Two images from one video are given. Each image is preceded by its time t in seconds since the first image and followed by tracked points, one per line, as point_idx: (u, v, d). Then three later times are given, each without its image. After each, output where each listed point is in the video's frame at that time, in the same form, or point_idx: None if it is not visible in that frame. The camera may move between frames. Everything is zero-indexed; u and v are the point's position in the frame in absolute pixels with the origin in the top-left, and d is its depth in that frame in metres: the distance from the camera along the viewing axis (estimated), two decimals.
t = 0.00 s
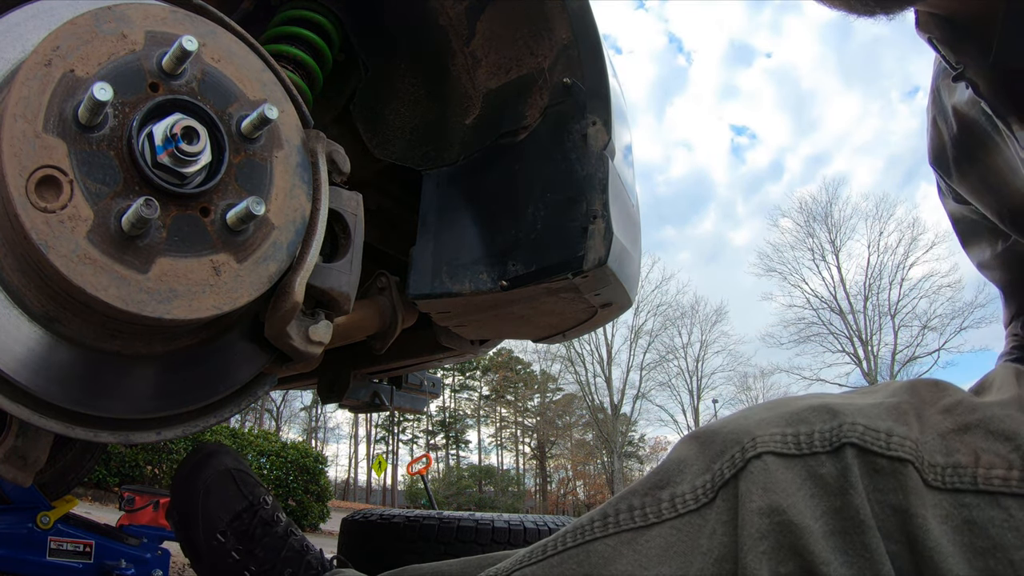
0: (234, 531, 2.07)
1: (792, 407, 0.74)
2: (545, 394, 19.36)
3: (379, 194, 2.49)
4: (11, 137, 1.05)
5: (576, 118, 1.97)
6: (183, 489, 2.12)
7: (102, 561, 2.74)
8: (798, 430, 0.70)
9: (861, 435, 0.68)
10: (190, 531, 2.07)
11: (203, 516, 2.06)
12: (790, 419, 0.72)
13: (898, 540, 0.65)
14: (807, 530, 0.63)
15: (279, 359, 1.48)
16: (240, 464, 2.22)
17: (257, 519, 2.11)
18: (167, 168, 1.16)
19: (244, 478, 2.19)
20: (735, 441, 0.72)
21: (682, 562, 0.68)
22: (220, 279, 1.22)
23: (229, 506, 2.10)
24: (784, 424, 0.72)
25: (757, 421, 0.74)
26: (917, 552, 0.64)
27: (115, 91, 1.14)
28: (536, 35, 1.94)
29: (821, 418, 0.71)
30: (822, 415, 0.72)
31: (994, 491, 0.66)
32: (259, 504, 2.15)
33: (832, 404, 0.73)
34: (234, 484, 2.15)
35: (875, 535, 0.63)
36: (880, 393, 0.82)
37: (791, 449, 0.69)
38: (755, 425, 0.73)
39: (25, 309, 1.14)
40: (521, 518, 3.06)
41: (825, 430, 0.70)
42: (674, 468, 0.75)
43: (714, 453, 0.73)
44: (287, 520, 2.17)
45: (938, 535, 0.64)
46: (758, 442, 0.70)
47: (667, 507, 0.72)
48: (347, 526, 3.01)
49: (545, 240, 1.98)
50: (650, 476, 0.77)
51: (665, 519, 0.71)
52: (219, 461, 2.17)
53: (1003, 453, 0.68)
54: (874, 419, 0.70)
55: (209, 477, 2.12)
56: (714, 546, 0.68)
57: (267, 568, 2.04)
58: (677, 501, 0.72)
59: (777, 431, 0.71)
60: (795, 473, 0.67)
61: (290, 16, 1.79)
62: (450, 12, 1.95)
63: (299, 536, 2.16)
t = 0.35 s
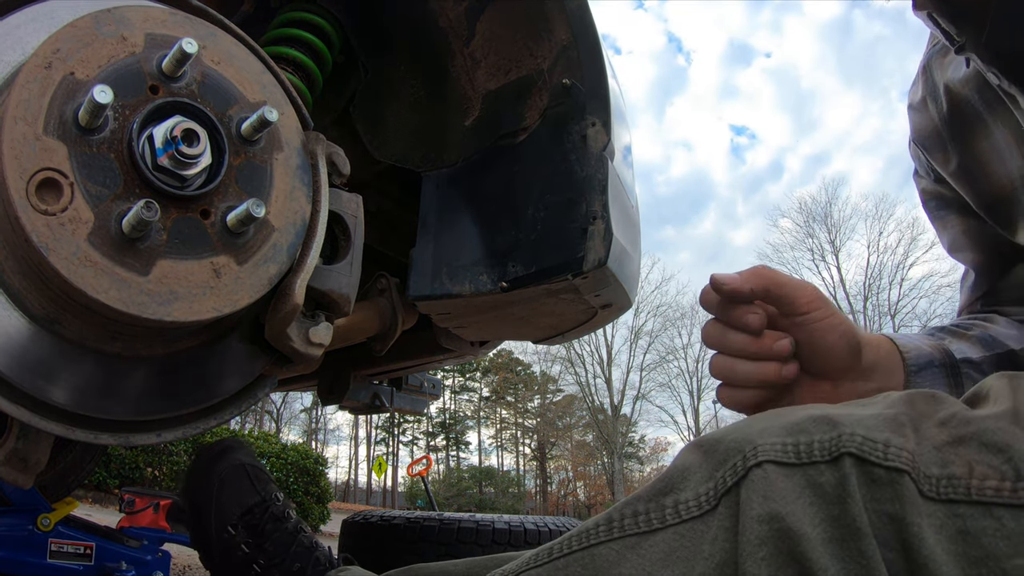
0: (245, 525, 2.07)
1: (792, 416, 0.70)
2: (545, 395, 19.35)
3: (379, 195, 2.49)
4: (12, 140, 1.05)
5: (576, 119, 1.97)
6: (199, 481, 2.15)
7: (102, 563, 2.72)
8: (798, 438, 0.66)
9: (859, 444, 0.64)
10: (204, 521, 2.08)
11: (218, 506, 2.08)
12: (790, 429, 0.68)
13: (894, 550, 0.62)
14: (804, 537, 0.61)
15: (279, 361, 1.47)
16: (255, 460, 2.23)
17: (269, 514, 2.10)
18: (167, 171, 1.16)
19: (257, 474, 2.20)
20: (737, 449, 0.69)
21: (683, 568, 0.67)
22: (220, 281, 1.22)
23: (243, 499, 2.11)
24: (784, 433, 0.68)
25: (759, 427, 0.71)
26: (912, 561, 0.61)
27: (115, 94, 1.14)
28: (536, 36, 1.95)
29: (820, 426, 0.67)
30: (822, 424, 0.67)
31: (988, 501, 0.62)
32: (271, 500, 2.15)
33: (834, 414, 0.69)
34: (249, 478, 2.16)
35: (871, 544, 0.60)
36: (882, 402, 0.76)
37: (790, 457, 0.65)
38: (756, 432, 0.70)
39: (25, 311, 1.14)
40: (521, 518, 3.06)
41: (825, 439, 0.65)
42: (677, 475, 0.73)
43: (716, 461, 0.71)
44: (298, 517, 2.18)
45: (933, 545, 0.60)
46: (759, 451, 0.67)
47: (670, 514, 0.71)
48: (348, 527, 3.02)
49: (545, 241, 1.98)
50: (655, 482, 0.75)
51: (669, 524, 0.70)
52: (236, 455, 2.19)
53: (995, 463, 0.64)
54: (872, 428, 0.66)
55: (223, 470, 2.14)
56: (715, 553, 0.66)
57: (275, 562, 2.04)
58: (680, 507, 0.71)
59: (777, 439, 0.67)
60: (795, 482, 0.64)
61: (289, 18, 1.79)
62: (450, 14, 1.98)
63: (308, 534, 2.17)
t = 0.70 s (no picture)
0: (272, 512, 2.17)
1: (795, 458, 0.75)
2: (545, 395, 19.33)
3: (376, 198, 2.48)
4: (5, 149, 1.05)
5: (570, 118, 1.97)
6: (233, 470, 2.26)
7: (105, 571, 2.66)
8: (799, 482, 0.70)
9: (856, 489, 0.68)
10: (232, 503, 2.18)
11: (248, 488, 2.19)
12: (792, 472, 0.72)
13: None
14: None
15: (278, 366, 1.46)
16: (286, 455, 2.34)
17: (293, 504, 2.20)
18: (161, 177, 1.15)
19: (288, 468, 2.31)
20: (742, 489, 0.74)
21: None
22: (217, 287, 1.21)
23: (270, 486, 2.21)
24: (786, 476, 0.72)
25: (761, 469, 0.75)
26: None
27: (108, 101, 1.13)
28: (528, 35, 1.94)
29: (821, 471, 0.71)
30: (822, 469, 0.71)
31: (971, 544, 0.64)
32: (297, 493, 2.25)
33: (833, 456, 0.73)
34: (277, 469, 2.26)
35: None
36: (879, 446, 0.85)
37: (791, 500, 0.69)
38: (760, 472, 0.74)
39: (21, 321, 1.14)
40: (524, 519, 3.05)
41: (824, 484, 0.69)
42: (683, 507, 0.78)
43: (721, 497, 0.75)
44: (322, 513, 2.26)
45: None
46: (761, 493, 0.71)
47: (672, 544, 0.77)
48: (352, 532, 3.04)
49: (543, 241, 1.98)
50: (660, 513, 0.80)
51: (672, 555, 0.76)
52: (267, 447, 2.31)
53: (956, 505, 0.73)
54: (871, 472, 0.70)
55: (257, 460, 2.25)
56: None
57: (296, 545, 2.11)
58: (684, 539, 0.76)
59: (778, 482, 0.72)
60: (793, 522, 0.68)
61: (282, 22, 1.79)
62: (443, 15, 1.96)
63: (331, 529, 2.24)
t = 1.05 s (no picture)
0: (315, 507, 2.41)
1: (786, 502, 1.03)
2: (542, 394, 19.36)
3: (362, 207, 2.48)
4: None
5: (554, 124, 1.99)
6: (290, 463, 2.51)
7: None
8: (789, 524, 1.00)
9: (838, 531, 0.96)
10: (280, 496, 2.42)
11: (297, 488, 2.42)
12: (783, 514, 1.01)
13: None
14: None
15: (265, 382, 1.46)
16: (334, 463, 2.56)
17: (338, 509, 2.43)
18: (139, 201, 1.15)
19: (337, 473, 2.54)
20: (742, 528, 1.04)
21: None
22: (198, 309, 1.21)
23: (318, 489, 2.44)
24: (778, 519, 1.01)
25: (759, 512, 1.04)
26: None
27: (82, 125, 1.13)
28: (510, 40, 1.93)
29: (806, 512, 1.00)
30: (809, 511, 1.00)
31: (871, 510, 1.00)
32: (341, 502, 2.48)
33: (819, 500, 1.01)
34: (328, 476, 2.48)
35: None
36: (864, 490, 1.07)
37: (781, 539, 0.99)
38: (757, 516, 1.04)
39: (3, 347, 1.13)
40: (522, 523, 3.06)
41: (811, 526, 0.98)
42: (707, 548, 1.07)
43: (731, 539, 1.05)
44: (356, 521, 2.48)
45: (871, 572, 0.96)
46: (758, 534, 1.01)
47: None
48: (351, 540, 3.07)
49: (529, 246, 1.99)
50: (689, 551, 1.08)
51: None
52: (324, 453, 2.56)
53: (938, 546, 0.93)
54: (853, 515, 0.97)
55: (313, 461, 2.49)
56: None
57: (331, 541, 2.36)
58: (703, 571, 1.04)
59: (771, 525, 1.01)
60: (786, 559, 0.97)
61: (264, 33, 1.78)
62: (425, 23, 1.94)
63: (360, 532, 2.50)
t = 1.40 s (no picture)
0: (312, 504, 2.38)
1: (811, 511, 0.92)
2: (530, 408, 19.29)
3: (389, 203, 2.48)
4: (45, 132, 1.05)
5: (586, 136, 1.97)
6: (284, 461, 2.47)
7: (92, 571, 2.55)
8: (816, 534, 0.89)
9: (866, 542, 0.86)
10: (275, 491, 2.38)
11: (292, 484, 2.40)
12: (808, 524, 0.90)
13: None
14: None
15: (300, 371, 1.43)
16: (330, 458, 2.54)
17: (334, 505, 2.41)
18: (201, 171, 1.14)
19: (332, 469, 2.52)
20: (766, 538, 0.91)
21: None
22: (251, 287, 1.20)
23: (314, 485, 2.42)
24: (803, 529, 0.90)
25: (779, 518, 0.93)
26: None
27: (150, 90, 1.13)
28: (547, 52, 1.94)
29: (834, 522, 0.89)
30: (836, 521, 0.89)
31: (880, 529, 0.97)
32: (338, 498, 2.46)
33: (845, 511, 0.90)
34: (322, 471, 2.48)
35: None
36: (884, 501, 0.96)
37: (810, 550, 0.88)
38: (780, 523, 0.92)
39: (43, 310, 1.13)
40: (513, 533, 3.03)
41: (839, 536, 0.87)
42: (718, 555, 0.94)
43: (751, 546, 0.92)
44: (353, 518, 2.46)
45: None
46: (783, 544, 0.89)
47: None
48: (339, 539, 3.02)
49: (554, 256, 1.99)
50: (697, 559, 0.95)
51: None
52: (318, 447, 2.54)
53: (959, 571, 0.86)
54: (879, 526, 0.88)
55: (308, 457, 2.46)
56: None
57: (329, 539, 2.33)
58: None
59: (796, 535, 0.89)
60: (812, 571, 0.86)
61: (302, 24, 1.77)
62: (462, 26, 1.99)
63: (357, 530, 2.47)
